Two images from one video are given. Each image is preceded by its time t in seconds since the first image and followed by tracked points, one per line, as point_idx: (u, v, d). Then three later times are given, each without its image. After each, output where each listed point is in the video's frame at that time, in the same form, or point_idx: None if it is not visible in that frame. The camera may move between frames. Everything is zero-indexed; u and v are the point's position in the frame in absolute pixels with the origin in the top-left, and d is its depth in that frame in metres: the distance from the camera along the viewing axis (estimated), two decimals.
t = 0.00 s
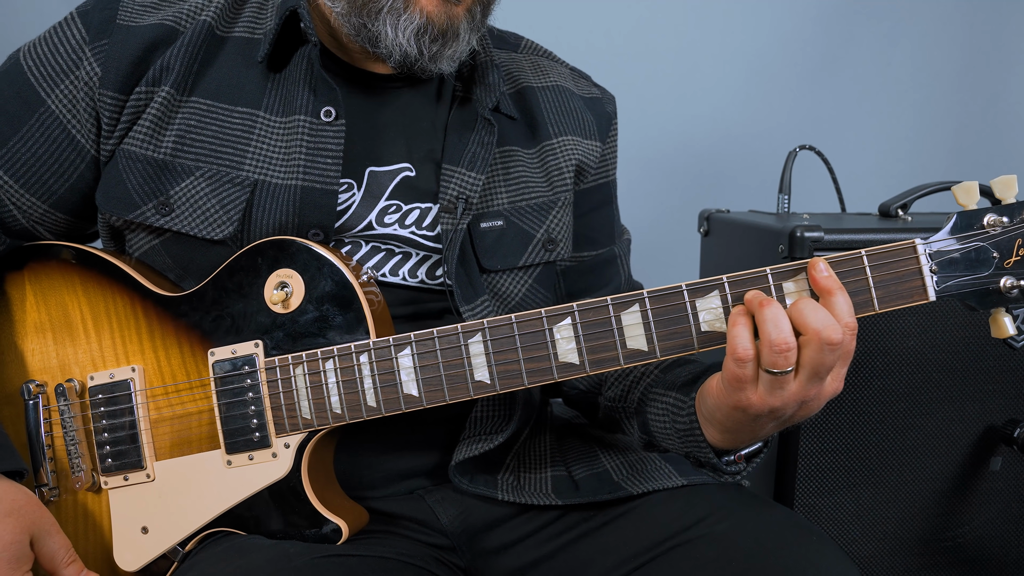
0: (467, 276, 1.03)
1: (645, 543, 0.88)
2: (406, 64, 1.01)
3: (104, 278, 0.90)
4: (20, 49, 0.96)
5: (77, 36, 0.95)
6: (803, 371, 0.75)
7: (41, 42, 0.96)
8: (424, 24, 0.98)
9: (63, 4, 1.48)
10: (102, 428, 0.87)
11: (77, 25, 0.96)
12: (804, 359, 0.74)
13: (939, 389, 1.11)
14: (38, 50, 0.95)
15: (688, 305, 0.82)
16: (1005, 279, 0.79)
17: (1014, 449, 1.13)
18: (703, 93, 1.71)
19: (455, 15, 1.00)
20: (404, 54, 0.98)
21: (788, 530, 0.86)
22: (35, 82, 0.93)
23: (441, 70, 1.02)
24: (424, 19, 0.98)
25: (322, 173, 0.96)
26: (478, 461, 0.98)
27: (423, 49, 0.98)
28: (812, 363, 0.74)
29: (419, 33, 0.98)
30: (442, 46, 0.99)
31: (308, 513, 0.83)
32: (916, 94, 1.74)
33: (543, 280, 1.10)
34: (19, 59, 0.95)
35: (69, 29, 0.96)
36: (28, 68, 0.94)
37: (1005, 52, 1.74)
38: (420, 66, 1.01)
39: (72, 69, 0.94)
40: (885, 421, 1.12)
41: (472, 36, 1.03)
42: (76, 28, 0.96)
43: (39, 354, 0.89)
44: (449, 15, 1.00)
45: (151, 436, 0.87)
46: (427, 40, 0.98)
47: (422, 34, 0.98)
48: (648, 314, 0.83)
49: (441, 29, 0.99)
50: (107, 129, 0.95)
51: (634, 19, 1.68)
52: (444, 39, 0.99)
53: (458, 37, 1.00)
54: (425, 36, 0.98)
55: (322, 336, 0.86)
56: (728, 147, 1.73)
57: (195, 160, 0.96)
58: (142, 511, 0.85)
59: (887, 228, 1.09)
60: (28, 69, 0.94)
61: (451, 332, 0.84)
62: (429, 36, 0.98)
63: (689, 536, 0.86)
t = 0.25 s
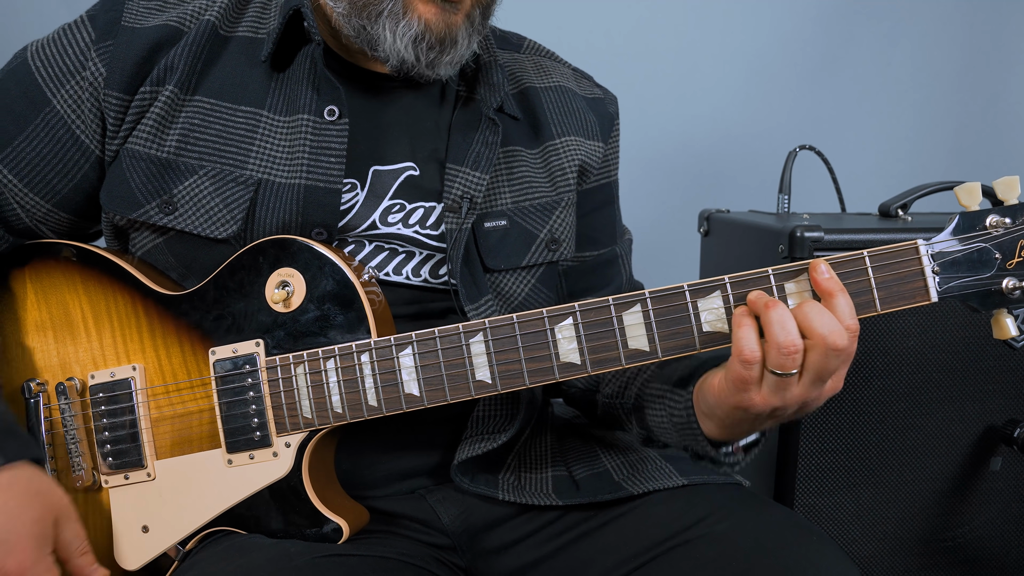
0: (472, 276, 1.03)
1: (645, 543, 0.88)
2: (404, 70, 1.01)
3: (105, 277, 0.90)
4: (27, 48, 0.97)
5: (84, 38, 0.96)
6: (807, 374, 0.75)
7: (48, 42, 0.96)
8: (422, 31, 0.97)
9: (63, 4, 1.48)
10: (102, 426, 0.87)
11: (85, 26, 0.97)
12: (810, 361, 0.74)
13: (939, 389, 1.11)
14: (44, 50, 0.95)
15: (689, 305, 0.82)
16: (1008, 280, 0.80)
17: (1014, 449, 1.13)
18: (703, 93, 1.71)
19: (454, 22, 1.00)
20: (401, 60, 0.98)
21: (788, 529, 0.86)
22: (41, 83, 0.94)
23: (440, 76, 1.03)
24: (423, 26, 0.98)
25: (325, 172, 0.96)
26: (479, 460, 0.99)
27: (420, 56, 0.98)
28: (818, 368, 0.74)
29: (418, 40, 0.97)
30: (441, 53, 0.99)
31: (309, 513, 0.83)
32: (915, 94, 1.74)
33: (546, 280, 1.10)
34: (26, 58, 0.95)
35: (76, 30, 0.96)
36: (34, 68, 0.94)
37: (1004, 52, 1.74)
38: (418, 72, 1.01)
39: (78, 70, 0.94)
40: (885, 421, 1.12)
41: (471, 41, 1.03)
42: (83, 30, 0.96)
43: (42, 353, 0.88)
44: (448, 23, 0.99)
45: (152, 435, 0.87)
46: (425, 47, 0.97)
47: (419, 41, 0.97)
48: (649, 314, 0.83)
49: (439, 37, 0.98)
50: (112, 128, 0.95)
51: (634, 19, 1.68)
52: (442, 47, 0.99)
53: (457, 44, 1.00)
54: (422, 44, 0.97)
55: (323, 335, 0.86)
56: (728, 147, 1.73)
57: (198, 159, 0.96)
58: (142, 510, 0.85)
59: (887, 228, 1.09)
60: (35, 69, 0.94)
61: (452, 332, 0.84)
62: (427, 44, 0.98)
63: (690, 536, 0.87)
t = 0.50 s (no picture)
0: (477, 278, 1.03)
1: (646, 543, 0.88)
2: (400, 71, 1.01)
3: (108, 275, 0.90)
4: (27, 43, 0.96)
5: (85, 36, 0.96)
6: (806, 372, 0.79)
7: (49, 38, 0.96)
8: (417, 35, 0.97)
9: (63, 4, 1.48)
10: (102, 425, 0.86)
11: (86, 25, 0.97)
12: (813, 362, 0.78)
13: (939, 389, 1.11)
14: (44, 46, 0.95)
15: (694, 310, 0.82)
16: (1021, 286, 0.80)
17: (1014, 449, 1.13)
18: (703, 92, 1.71)
19: (451, 24, 0.99)
20: (398, 62, 0.98)
21: (788, 529, 0.86)
22: (41, 79, 0.93)
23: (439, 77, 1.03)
24: (417, 29, 0.97)
25: (325, 171, 0.96)
26: (479, 460, 0.99)
27: (417, 59, 0.98)
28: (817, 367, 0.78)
29: (413, 43, 0.97)
30: (438, 55, 0.99)
31: (308, 513, 0.83)
32: (916, 94, 1.74)
33: (548, 281, 1.10)
34: (26, 52, 0.95)
35: (78, 29, 0.97)
36: (34, 64, 0.94)
37: (1005, 52, 1.74)
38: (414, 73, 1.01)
39: (78, 68, 0.94)
40: (885, 421, 1.12)
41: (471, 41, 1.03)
42: (83, 30, 0.97)
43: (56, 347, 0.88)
44: (444, 24, 0.99)
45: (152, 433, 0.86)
46: (421, 51, 0.97)
47: (414, 45, 0.97)
48: (652, 318, 0.83)
49: (435, 40, 0.98)
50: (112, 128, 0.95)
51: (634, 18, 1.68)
52: (439, 49, 0.98)
53: (454, 47, 1.00)
54: (418, 47, 0.97)
55: (323, 335, 0.86)
56: (728, 147, 1.73)
57: (199, 159, 0.96)
58: (142, 508, 0.85)
59: (887, 228, 1.09)
60: (35, 64, 0.94)
61: (452, 334, 0.84)
62: (422, 47, 0.97)
63: (690, 535, 0.87)
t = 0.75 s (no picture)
0: (477, 280, 1.02)
1: (646, 543, 0.88)
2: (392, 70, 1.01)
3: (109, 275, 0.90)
4: (27, 43, 0.96)
5: (84, 37, 0.96)
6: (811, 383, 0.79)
7: (49, 39, 0.96)
8: (408, 31, 0.96)
9: (62, 5, 1.48)
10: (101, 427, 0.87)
11: (86, 25, 0.97)
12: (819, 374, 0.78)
13: (939, 389, 1.11)
14: (44, 47, 0.95)
15: (694, 318, 0.82)
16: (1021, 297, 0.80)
17: (1014, 449, 1.13)
18: (704, 92, 1.71)
19: (444, 21, 0.98)
20: (388, 60, 0.98)
21: (788, 530, 0.86)
22: (41, 80, 0.93)
23: (434, 75, 1.03)
24: (408, 26, 0.97)
25: (326, 171, 0.96)
26: (479, 461, 0.99)
27: (409, 57, 0.98)
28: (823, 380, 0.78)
29: (404, 41, 0.97)
30: (430, 54, 0.98)
31: (308, 515, 0.83)
32: (915, 93, 1.74)
33: (548, 282, 1.09)
34: (25, 53, 0.95)
35: (78, 30, 0.97)
36: (34, 65, 0.94)
37: (1005, 51, 1.74)
38: (408, 70, 1.01)
39: (78, 69, 0.94)
40: (885, 421, 1.12)
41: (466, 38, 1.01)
42: (83, 30, 0.97)
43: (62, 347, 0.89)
44: (437, 21, 0.98)
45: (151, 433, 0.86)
46: (412, 48, 0.97)
47: (406, 42, 0.97)
48: (653, 325, 0.83)
49: (427, 37, 0.97)
50: (112, 130, 0.95)
51: (635, 18, 1.68)
52: (431, 47, 0.98)
53: (447, 45, 0.99)
54: (410, 44, 0.97)
55: (324, 338, 0.86)
56: (728, 147, 1.73)
57: (199, 161, 0.96)
58: (142, 509, 0.85)
59: (887, 228, 1.09)
60: (34, 65, 0.94)
61: (454, 339, 0.84)
62: (414, 44, 0.97)
63: (690, 536, 0.87)
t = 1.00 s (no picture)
0: (476, 280, 1.02)
1: (645, 543, 0.88)
2: (385, 64, 1.01)
3: (108, 274, 0.90)
4: (25, 43, 0.96)
5: (81, 36, 0.96)
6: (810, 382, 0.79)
7: (49, 38, 0.96)
8: (399, 23, 0.97)
9: (64, 6, 1.48)
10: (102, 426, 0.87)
11: (83, 25, 0.97)
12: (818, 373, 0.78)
13: (939, 389, 1.11)
14: (43, 47, 0.95)
15: (695, 318, 0.82)
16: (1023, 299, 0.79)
17: (1014, 449, 1.12)
18: (704, 92, 1.70)
19: (437, 13, 1.00)
20: (381, 53, 0.98)
21: (788, 530, 0.86)
22: (39, 79, 0.93)
23: (426, 71, 1.02)
24: (399, 17, 0.97)
25: (325, 171, 0.96)
26: (479, 461, 0.99)
27: (402, 49, 0.97)
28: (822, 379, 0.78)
29: (396, 31, 0.97)
30: (423, 45, 0.98)
31: (307, 515, 0.83)
32: (915, 93, 1.74)
33: (547, 282, 1.09)
34: (24, 52, 0.95)
35: (75, 29, 0.97)
36: (33, 64, 0.94)
37: (1005, 50, 1.74)
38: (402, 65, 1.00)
39: (75, 69, 0.94)
40: (885, 422, 1.12)
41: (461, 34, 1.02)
42: (81, 30, 0.96)
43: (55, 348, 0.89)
44: (429, 14, 0.99)
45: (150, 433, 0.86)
46: (405, 39, 0.97)
47: (398, 32, 0.97)
48: (653, 326, 0.83)
49: (419, 29, 0.98)
50: (109, 129, 0.95)
51: (634, 19, 1.68)
52: (424, 38, 0.98)
53: (440, 37, 0.99)
54: (401, 36, 0.97)
55: (323, 338, 0.86)
56: (728, 147, 1.73)
57: (198, 161, 0.96)
58: (142, 509, 0.85)
59: (887, 228, 1.09)
60: (32, 64, 0.94)
61: (453, 339, 0.84)
62: (406, 36, 0.97)
63: (689, 536, 0.87)
